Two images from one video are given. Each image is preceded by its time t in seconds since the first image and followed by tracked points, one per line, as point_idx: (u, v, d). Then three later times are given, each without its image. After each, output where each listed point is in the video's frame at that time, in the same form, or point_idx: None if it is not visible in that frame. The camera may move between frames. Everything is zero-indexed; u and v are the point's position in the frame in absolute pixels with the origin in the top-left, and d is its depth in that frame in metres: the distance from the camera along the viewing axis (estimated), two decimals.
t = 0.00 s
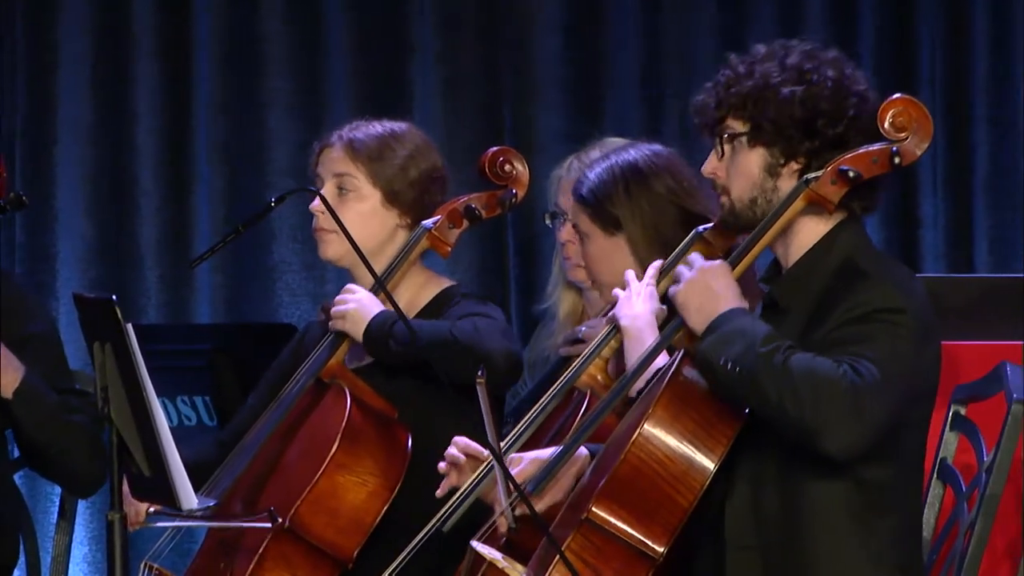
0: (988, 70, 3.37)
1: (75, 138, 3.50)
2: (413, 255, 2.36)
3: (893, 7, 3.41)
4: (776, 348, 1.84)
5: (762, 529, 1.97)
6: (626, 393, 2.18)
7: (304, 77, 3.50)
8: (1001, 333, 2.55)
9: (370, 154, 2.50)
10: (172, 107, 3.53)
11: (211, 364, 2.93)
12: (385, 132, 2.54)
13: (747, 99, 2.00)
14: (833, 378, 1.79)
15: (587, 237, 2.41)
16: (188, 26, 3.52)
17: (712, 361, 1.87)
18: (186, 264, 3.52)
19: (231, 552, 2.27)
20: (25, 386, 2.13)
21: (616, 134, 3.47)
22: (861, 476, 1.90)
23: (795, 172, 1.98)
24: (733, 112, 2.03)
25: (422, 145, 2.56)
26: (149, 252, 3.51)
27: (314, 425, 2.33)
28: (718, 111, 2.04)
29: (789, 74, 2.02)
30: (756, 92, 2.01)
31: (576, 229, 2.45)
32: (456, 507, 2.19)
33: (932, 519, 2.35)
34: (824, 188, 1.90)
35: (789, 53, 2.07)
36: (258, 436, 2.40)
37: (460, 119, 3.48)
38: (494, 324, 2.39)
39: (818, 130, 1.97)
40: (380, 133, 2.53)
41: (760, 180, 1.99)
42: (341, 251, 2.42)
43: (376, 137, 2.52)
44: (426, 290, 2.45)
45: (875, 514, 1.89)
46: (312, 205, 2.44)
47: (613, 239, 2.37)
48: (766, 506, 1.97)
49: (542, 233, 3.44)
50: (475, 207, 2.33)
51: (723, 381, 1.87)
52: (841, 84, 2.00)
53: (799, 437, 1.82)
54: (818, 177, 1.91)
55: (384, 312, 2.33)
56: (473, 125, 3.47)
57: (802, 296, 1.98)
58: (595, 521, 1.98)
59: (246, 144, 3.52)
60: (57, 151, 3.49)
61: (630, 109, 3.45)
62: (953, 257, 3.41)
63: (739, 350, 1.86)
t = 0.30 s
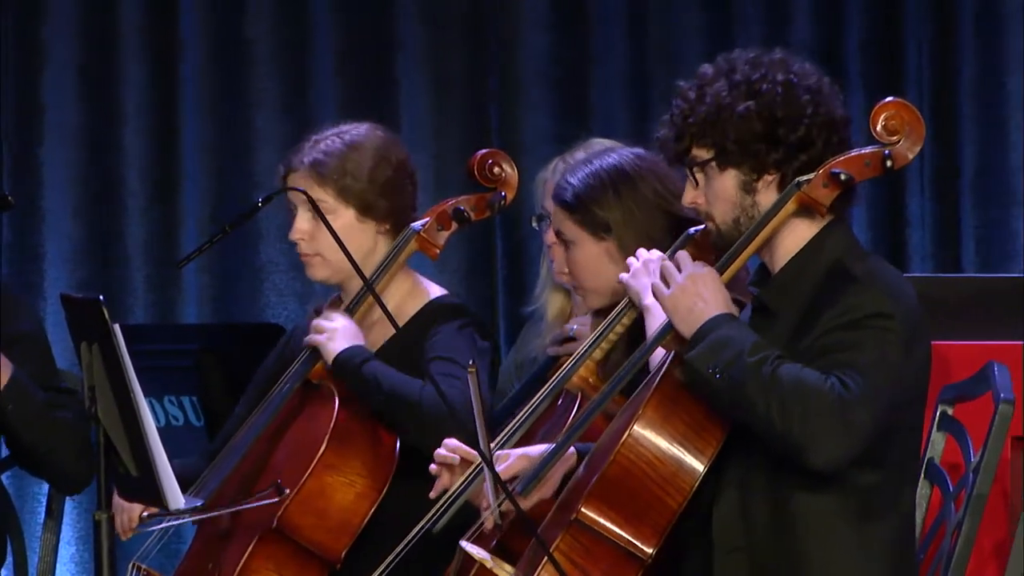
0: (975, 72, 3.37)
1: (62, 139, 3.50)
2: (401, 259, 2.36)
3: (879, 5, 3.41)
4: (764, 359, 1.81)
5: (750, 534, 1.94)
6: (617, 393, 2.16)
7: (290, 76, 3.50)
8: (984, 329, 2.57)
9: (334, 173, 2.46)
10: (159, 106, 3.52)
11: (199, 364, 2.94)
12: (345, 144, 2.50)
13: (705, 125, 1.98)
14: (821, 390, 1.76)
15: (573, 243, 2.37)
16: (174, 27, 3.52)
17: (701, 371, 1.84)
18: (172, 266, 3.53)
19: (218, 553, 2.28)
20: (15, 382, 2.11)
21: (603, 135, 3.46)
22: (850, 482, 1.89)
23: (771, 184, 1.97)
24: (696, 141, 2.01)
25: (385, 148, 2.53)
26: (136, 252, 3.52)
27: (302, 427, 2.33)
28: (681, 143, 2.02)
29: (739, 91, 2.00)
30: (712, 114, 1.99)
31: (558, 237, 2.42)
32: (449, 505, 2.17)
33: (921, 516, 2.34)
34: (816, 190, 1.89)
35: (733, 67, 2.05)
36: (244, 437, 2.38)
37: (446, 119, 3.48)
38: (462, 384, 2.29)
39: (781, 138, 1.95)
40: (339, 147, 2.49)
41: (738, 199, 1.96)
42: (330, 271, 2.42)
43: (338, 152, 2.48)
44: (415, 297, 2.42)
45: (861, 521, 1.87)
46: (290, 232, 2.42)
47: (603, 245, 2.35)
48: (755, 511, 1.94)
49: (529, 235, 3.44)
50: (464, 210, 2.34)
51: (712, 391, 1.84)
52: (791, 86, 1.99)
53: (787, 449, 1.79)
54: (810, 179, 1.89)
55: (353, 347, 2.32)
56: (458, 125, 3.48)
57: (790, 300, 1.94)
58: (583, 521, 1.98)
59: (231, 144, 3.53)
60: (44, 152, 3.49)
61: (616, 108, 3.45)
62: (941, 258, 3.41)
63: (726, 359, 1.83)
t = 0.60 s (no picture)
0: (963, 72, 3.37)
1: (49, 137, 3.56)
2: (386, 258, 2.38)
3: (866, 4, 3.42)
4: (739, 366, 1.79)
5: (738, 540, 1.87)
6: (603, 393, 2.15)
7: (279, 76, 3.52)
8: (967, 324, 2.57)
9: (313, 185, 2.46)
10: (147, 104, 3.57)
11: (185, 364, 2.97)
12: (323, 153, 2.50)
13: (702, 112, 1.95)
14: (800, 396, 1.73)
15: (573, 229, 2.35)
16: (162, 28, 3.56)
17: (675, 383, 1.81)
18: (161, 267, 3.57)
19: (204, 552, 2.28)
20: None
21: (591, 136, 3.47)
22: (841, 484, 1.82)
23: (761, 179, 1.93)
24: (692, 127, 1.97)
25: (364, 154, 2.53)
26: (124, 251, 3.57)
27: (288, 426, 2.32)
28: (677, 127, 1.98)
29: (740, 83, 1.95)
30: (710, 102, 1.95)
31: (557, 223, 2.40)
32: (439, 505, 2.16)
33: (909, 518, 2.35)
34: (802, 189, 1.86)
35: (740, 58, 2.00)
36: (233, 435, 2.40)
37: (434, 117, 3.49)
38: (443, 373, 2.28)
39: (774, 134, 1.91)
40: (316, 158, 2.49)
41: (727, 190, 1.93)
42: (314, 278, 2.44)
43: (316, 162, 2.48)
44: (399, 295, 2.42)
45: (850, 523, 1.81)
46: (272, 242, 2.43)
47: (605, 234, 2.33)
48: (741, 513, 1.88)
49: (515, 235, 3.45)
50: (449, 208, 2.34)
51: (686, 405, 1.81)
52: (793, 83, 1.94)
53: (769, 453, 1.76)
54: (797, 178, 1.87)
55: (319, 352, 2.32)
56: (446, 125, 3.49)
57: (779, 299, 1.90)
58: (569, 520, 1.87)
59: (220, 143, 3.54)
60: (31, 151, 3.56)
61: (605, 108, 3.45)
62: (929, 259, 3.40)
63: (701, 370, 1.79)
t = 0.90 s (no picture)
0: (960, 70, 3.37)
1: (45, 138, 3.56)
2: (380, 258, 2.38)
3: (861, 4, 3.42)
4: (734, 361, 1.79)
5: (733, 539, 1.87)
6: (600, 394, 2.16)
7: (274, 76, 3.53)
8: (962, 324, 2.57)
9: (312, 186, 2.46)
10: (143, 105, 3.58)
11: (181, 364, 2.97)
12: (321, 154, 2.50)
13: (717, 99, 1.94)
14: (793, 391, 1.73)
15: (584, 218, 2.27)
16: (158, 28, 3.56)
17: (670, 378, 1.81)
18: (157, 266, 3.58)
19: (200, 551, 2.29)
20: None
21: (587, 136, 3.47)
22: (834, 481, 1.82)
23: (766, 172, 1.93)
24: (705, 114, 1.97)
25: (361, 155, 2.53)
26: (119, 252, 3.57)
27: (284, 426, 2.32)
28: (691, 111, 1.98)
29: (758, 74, 1.95)
30: (726, 91, 1.95)
31: (564, 211, 2.32)
32: (436, 504, 2.15)
33: (905, 517, 2.35)
34: (799, 189, 1.85)
35: (762, 52, 2.00)
36: (228, 435, 2.40)
37: (430, 118, 3.50)
38: (433, 361, 2.28)
39: (785, 130, 1.91)
40: (313, 159, 2.49)
41: (732, 180, 1.93)
42: (310, 279, 2.44)
43: (314, 163, 2.48)
44: (394, 294, 2.42)
45: (847, 520, 1.81)
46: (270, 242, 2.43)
47: (615, 224, 2.26)
48: (736, 512, 1.87)
49: (511, 236, 3.46)
50: (443, 207, 2.35)
51: (680, 399, 1.81)
52: (810, 81, 1.94)
53: (763, 449, 1.76)
54: (794, 178, 1.85)
55: (313, 352, 2.33)
56: (442, 124, 3.50)
57: (773, 296, 1.90)
58: (565, 519, 1.86)
59: (216, 144, 3.55)
60: (27, 152, 3.56)
61: (601, 108, 3.46)
62: (924, 259, 3.41)
63: (695, 366, 1.79)
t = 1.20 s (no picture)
0: (959, 70, 3.37)
1: (45, 138, 3.57)
2: (379, 258, 2.37)
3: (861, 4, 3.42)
4: (733, 353, 1.78)
5: (733, 537, 1.87)
6: (600, 393, 2.16)
7: (275, 76, 3.53)
8: (962, 324, 2.57)
9: (314, 184, 2.46)
10: (143, 105, 3.58)
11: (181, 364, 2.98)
12: (323, 152, 2.50)
13: (719, 97, 1.95)
14: (789, 385, 1.72)
15: (592, 213, 2.26)
16: (158, 28, 3.57)
17: (670, 368, 1.81)
18: (157, 265, 3.58)
19: (199, 553, 2.28)
20: None
21: (587, 136, 3.47)
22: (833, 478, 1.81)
23: (767, 170, 1.92)
24: (708, 112, 1.97)
25: (363, 153, 2.53)
26: (119, 252, 3.58)
27: (283, 427, 2.32)
28: (695, 110, 1.98)
29: (760, 72, 1.95)
30: (728, 89, 1.96)
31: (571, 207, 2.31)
32: (435, 506, 2.12)
33: (905, 517, 2.34)
34: (797, 189, 1.85)
35: (767, 51, 1.99)
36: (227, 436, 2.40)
37: (430, 117, 3.50)
38: (433, 357, 2.28)
39: (785, 128, 1.91)
40: (317, 156, 2.49)
41: (732, 178, 1.92)
42: (310, 277, 2.44)
43: (315, 161, 2.48)
44: (393, 294, 2.42)
45: (846, 517, 1.80)
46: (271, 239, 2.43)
47: (624, 218, 2.25)
48: (736, 510, 1.87)
49: (512, 237, 3.46)
50: (443, 207, 2.35)
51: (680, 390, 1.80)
52: (812, 80, 1.94)
53: (760, 443, 1.75)
54: (793, 177, 1.85)
55: (315, 344, 2.33)
56: (442, 123, 3.50)
57: (773, 294, 1.90)
58: (565, 519, 1.86)
59: (215, 143, 3.56)
60: (27, 152, 3.57)
61: (601, 107, 3.46)
62: (924, 259, 3.41)
63: (695, 357, 1.79)
